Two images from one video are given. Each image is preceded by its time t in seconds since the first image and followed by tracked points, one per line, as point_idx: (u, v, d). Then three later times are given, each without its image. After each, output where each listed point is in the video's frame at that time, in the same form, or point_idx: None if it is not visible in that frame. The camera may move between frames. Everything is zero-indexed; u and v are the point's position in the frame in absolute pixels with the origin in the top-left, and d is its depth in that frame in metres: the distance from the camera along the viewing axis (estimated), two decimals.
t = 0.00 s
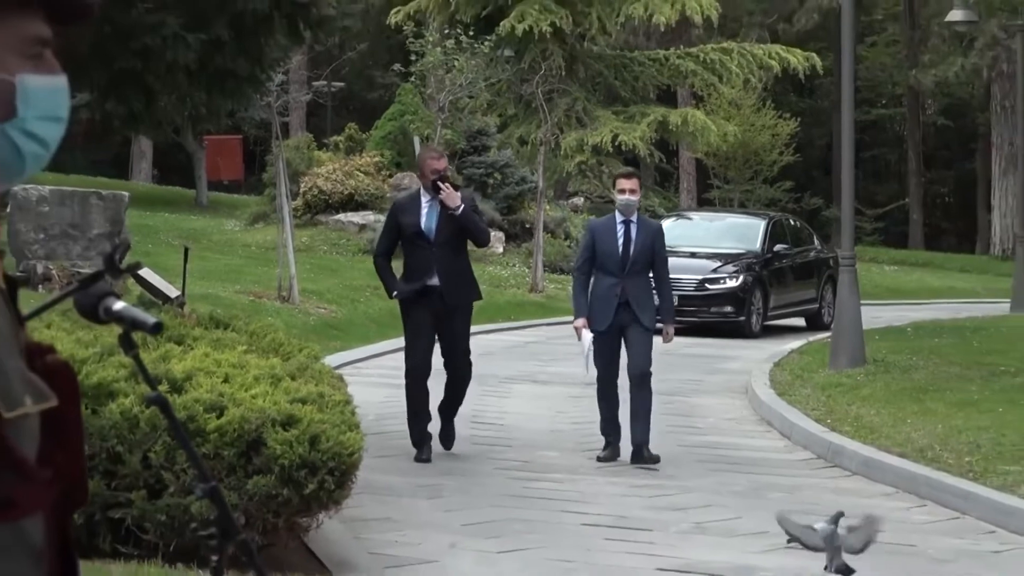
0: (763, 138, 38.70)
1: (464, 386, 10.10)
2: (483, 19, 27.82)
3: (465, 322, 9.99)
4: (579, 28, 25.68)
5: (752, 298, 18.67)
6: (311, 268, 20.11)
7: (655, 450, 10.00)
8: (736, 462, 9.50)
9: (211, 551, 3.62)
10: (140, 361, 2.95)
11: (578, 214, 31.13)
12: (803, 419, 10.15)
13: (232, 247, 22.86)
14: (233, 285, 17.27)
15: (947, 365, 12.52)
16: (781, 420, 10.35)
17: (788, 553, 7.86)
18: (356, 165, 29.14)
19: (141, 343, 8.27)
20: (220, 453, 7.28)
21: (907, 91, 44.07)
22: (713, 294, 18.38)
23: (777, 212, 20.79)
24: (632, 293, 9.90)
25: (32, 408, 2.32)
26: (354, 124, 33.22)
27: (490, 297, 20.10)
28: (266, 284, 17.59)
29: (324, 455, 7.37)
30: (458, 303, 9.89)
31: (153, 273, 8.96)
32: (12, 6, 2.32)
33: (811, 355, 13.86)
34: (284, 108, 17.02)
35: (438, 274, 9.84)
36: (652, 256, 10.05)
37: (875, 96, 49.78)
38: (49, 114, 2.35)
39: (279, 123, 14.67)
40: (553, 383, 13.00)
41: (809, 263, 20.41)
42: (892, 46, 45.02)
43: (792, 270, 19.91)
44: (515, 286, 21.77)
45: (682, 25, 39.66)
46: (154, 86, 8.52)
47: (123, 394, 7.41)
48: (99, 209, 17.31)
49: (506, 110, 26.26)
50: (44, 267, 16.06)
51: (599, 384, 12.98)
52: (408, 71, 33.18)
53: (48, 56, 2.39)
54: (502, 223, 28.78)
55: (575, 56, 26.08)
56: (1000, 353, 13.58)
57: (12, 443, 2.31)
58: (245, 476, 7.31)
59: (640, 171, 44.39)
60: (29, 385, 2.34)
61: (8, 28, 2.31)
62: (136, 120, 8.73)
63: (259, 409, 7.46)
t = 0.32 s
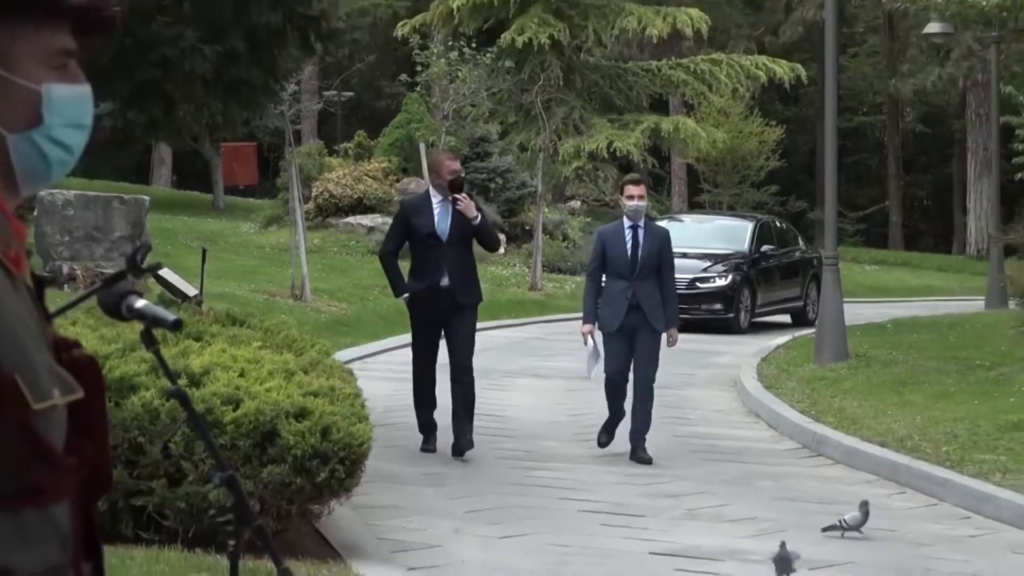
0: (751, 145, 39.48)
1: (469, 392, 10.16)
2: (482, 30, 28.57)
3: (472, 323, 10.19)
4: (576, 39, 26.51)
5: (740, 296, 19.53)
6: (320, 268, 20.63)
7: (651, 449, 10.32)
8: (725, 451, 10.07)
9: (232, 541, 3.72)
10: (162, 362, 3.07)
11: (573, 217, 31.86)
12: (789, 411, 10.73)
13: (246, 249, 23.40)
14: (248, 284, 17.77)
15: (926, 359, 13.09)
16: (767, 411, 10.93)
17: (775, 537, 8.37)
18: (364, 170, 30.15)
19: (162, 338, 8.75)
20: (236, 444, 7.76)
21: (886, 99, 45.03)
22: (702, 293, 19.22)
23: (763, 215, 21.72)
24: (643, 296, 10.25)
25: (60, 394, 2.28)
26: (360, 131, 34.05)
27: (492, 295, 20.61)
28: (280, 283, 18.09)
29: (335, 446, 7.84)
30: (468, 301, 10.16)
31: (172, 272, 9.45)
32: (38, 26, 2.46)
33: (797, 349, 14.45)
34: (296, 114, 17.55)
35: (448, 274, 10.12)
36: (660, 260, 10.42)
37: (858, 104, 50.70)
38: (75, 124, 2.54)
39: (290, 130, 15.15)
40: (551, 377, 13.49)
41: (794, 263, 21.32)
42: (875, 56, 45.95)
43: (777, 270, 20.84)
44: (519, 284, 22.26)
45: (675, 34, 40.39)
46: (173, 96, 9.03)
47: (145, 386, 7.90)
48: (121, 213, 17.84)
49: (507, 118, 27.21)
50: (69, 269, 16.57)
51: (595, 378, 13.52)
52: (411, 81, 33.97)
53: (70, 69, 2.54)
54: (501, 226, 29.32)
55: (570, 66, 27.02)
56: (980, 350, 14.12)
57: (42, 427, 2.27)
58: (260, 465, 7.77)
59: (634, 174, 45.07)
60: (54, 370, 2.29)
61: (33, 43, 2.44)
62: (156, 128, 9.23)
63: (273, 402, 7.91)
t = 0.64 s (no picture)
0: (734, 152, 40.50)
1: (474, 390, 10.53)
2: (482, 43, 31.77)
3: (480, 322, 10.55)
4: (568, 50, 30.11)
5: (725, 296, 20.11)
6: (327, 268, 21.17)
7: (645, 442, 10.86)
8: (711, 443, 10.69)
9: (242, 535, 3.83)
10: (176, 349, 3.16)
11: (567, 219, 32.58)
12: (773, 405, 11.37)
13: (257, 251, 23.95)
14: (258, 284, 18.28)
15: (901, 356, 13.72)
16: (751, 406, 11.57)
17: (759, 525, 8.89)
18: (370, 176, 31.02)
19: (176, 336, 9.21)
20: (246, 436, 8.22)
21: (864, 108, 46.16)
22: (689, 292, 19.80)
23: (747, 218, 22.33)
24: (639, 301, 10.59)
25: (82, 387, 2.35)
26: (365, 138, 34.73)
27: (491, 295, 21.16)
28: (288, 283, 18.60)
29: (340, 438, 8.29)
30: (475, 302, 10.52)
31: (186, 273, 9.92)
32: (56, 44, 2.44)
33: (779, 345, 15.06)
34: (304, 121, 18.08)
35: (456, 273, 10.47)
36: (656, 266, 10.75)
37: (838, 113, 51.75)
38: (93, 130, 2.50)
39: (298, 137, 15.67)
40: (547, 372, 13.99)
41: (777, 265, 21.92)
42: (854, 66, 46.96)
43: (761, 270, 21.43)
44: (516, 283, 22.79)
45: (664, 46, 41.41)
46: (186, 106, 9.53)
47: (160, 381, 8.37)
48: (137, 217, 18.28)
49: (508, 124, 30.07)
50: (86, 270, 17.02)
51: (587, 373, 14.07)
52: (413, 91, 34.84)
53: (89, 81, 2.52)
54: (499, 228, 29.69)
55: (565, 76, 31.03)
56: (952, 351, 14.76)
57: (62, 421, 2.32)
58: (270, 456, 8.23)
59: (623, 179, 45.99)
60: (78, 364, 2.37)
61: (52, 58, 2.44)
62: (171, 136, 9.72)
63: (282, 396, 8.35)
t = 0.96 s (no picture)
0: (723, 159, 41.23)
1: (475, 384, 11.08)
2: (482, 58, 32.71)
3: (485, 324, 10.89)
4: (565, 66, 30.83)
5: (713, 296, 20.63)
6: (334, 270, 21.73)
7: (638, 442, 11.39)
8: (700, 437, 11.23)
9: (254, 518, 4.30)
10: (191, 358, 3.56)
11: (562, 223, 33.17)
12: (759, 400, 11.91)
13: (267, 254, 24.48)
14: (267, 285, 18.81)
15: (881, 354, 14.26)
16: (739, 401, 12.11)
17: (745, 515, 9.39)
18: (375, 183, 31.73)
19: (192, 335, 9.69)
20: (258, 429, 8.70)
21: (845, 118, 47.10)
22: (679, 293, 20.32)
23: (734, 222, 22.85)
24: (634, 300, 10.98)
25: (106, 382, 2.79)
26: (370, 147, 35.42)
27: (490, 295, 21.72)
28: (297, 284, 19.14)
29: (347, 431, 8.75)
30: (480, 312, 10.81)
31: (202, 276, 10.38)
32: (80, 53, 2.89)
33: (764, 344, 15.60)
34: (312, 129, 18.63)
35: (463, 287, 10.71)
36: (652, 263, 11.12)
37: (820, 123, 52.79)
38: (112, 138, 2.91)
39: (307, 145, 16.21)
40: (544, 369, 14.47)
41: (763, 267, 22.47)
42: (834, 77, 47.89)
43: (748, 272, 21.95)
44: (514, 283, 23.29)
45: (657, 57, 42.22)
46: (200, 116, 9.94)
47: (175, 378, 8.85)
48: (154, 221, 19.00)
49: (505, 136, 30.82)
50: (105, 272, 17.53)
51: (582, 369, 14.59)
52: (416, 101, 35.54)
53: (110, 91, 2.97)
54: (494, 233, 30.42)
55: (561, 88, 31.36)
56: (930, 349, 15.31)
57: (82, 413, 2.73)
58: (280, 449, 8.70)
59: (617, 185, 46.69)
60: (101, 360, 2.81)
61: (77, 72, 2.88)
62: (186, 144, 10.18)
63: (293, 391, 8.82)
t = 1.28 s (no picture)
0: (711, 167, 42.30)
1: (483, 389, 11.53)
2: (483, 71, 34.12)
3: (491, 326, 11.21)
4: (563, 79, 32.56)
5: (702, 297, 21.21)
6: (342, 272, 22.37)
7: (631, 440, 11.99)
8: (690, 431, 11.80)
9: (268, 509, 4.77)
10: (207, 357, 3.90)
11: (559, 227, 34.17)
12: (745, 395, 12.54)
13: (278, 256, 25.08)
14: (278, 287, 19.39)
15: (863, 352, 14.85)
16: (727, 396, 12.75)
17: (733, 504, 9.90)
18: (381, 189, 32.55)
19: (206, 334, 10.21)
20: (269, 424, 9.16)
21: (827, 128, 48.38)
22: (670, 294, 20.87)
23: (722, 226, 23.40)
24: (637, 310, 11.32)
25: (129, 379, 2.73)
26: (375, 155, 36.25)
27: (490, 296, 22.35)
28: (307, 285, 19.72)
29: (354, 426, 9.25)
30: (482, 307, 11.15)
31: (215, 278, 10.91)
32: (101, 64, 2.80)
33: (751, 343, 16.19)
34: (321, 137, 19.22)
35: (464, 283, 11.09)
36: (655, 275, 11.46)
37: (804, 132, 54.12)
38: (134, 146, 2.84)
39: (316, 154, 16.81)
40: (542, 366, 15.00)
41: (750, 269, 23.02)
42: (817, 89, 49.20)
43: (736, 274, 22.49)
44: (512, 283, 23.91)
45: (648, 72, 43.39)
46: (213, 126, 10.49)
47: (191, 375, 9.36)
48: (170, 226, 19.62)
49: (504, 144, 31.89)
50: (123, 275, 18.17)
51: (578, 366, 15.15)
52: (417, 112, 36.57)
53: (132, 102, 2.89)
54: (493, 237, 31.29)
55: (557, 99, 32.71)
56: (907, 346, 15.93)
57: (111, 409, 2.69)
58: (291, 442, 9.18)
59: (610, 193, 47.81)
60: (123, 358, 2.75)
61: (99, 81, 2.80)
62: (200, 153, 10.70)
63: (302, 388, 9.31)
